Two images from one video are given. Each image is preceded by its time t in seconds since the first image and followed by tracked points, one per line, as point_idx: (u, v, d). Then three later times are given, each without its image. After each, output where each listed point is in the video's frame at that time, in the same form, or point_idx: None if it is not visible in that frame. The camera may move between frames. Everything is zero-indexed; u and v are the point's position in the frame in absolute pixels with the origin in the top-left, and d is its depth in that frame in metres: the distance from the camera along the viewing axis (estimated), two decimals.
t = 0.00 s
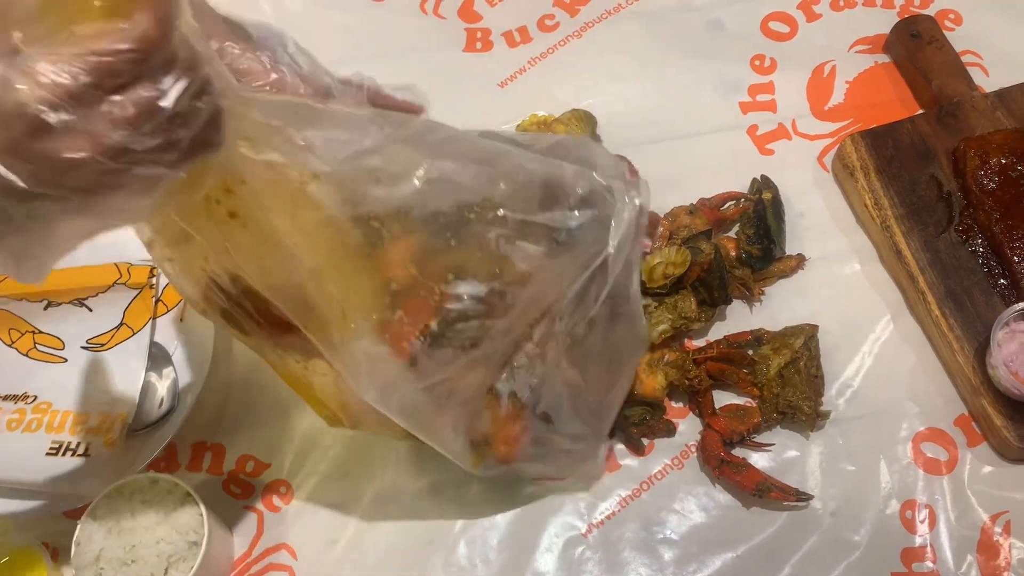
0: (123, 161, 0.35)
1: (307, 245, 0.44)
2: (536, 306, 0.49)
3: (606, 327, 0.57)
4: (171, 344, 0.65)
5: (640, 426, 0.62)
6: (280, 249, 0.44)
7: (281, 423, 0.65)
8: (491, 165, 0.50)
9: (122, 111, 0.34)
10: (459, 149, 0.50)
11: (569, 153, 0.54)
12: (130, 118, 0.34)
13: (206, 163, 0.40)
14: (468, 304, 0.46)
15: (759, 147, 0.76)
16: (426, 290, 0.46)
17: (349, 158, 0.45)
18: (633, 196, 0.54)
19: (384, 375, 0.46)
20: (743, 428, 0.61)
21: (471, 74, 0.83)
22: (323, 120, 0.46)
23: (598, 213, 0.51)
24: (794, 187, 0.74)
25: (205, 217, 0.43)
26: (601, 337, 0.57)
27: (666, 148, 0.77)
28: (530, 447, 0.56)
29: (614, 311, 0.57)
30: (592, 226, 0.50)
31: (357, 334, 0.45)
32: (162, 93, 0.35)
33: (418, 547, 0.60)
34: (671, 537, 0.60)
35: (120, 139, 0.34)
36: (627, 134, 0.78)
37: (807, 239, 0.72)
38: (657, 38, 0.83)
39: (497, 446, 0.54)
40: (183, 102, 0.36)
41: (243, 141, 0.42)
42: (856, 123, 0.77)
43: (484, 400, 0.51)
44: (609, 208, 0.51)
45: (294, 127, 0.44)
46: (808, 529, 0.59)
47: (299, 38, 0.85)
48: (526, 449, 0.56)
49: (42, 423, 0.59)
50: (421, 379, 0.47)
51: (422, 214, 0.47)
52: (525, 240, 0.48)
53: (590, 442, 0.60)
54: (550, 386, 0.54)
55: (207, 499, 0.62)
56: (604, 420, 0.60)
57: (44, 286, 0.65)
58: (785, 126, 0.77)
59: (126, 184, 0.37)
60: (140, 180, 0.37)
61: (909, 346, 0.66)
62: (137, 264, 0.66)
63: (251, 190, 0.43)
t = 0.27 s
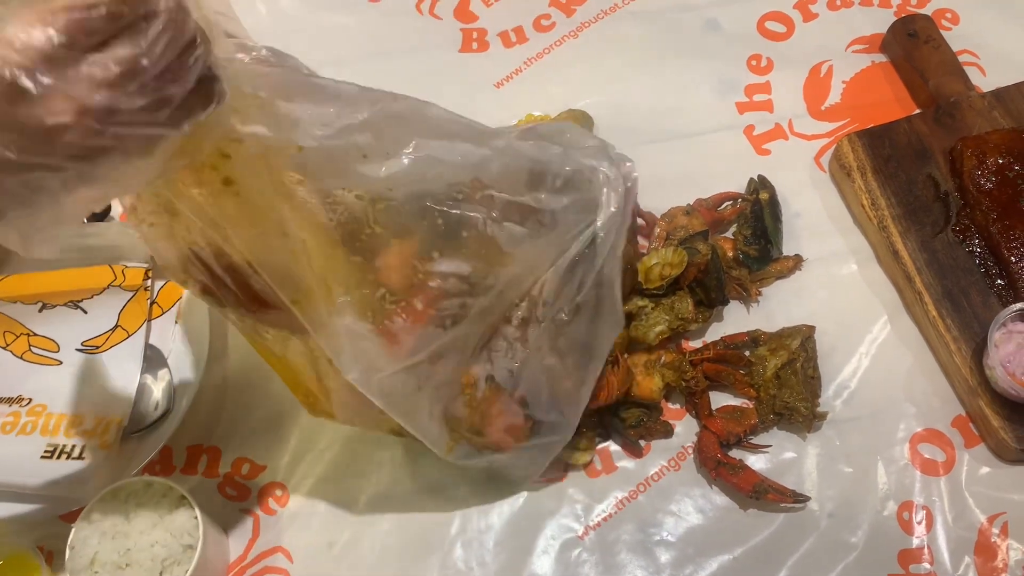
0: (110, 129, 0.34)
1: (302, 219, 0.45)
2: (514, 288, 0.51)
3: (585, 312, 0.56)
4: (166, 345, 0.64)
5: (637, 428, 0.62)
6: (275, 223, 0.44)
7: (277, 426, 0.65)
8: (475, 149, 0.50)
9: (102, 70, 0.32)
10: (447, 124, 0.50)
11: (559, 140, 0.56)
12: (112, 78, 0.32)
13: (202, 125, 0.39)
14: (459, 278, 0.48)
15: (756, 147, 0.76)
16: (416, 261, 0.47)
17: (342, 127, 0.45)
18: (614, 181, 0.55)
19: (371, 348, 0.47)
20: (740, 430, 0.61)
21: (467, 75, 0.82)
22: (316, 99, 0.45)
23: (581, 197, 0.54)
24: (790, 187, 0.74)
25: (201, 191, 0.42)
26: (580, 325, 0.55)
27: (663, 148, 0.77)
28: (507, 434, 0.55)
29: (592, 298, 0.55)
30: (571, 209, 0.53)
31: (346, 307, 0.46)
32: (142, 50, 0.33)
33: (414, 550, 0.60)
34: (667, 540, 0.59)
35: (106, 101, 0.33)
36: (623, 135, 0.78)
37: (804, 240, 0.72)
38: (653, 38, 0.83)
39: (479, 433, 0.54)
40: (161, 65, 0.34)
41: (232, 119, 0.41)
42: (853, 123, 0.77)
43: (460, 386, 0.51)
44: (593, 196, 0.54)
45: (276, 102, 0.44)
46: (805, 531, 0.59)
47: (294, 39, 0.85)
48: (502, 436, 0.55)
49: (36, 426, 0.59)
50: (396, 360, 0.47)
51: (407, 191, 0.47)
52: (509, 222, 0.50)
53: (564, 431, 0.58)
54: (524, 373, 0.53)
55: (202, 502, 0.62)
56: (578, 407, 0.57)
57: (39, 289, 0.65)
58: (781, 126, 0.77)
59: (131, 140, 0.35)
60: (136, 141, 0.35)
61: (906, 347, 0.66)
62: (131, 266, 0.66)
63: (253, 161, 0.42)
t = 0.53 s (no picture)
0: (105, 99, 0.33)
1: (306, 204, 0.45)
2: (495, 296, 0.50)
3: (569, 330, 0.52)
4: (165, 347, 0.64)
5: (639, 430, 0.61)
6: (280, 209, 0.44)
7: (275, 427, 0.64)
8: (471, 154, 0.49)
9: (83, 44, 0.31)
10: (450, 126, 0.49)
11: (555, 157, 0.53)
12: (100, 48, 0.31)
13: (207, 93, 0.38)
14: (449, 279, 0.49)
15: (757, 147, 0.76)
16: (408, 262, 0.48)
17: (341, 122, 0.46)
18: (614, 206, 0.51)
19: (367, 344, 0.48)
20: (741, 431, 0.60)
21: (467, 75, 0.82)
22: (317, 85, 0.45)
23: (576, 215, 0.52)
24: (792, 187, 0.74)
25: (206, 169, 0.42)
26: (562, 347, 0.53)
27: (663, 148, 0.77)
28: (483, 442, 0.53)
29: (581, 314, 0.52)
30: (563, 225, 0.51)
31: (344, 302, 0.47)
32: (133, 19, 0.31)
33: (414, 552, 0.60)
34: (669, 542, 0.59)
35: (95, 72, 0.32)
36: (624, 135, 0.78)
37: (805, 240, 0.71)
38: (654, 37, 0.82)
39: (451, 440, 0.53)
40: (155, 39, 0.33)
41: (235, 103, 0.41)
42: (854, 123, 0.77)
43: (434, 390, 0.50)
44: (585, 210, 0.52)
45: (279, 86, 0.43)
46: (807, 533, 0.59)
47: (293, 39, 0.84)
48: (475, 443, 0.53)
49: (34, 428, 0.59)
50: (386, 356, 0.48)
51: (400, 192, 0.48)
52: (495, 228, 0.50)
53: (542, 448, 0.56)
54: (502, 384, 0.51)
55: (201, 505, 0.61)
56: (557, 426, 0.55)
57: (36, 290, 0.64)
58: (782, 126, 0.77)
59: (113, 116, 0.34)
60: (135, 112, 0.35)
61: (908, 348, 0.66)
62: (129, 267, 0.65)
63: (262, 145, 0.42)
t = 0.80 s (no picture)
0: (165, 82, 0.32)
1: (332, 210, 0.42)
2: (495, 308, 0.49)
3: (566, 346, 0.54)
4: (164, 347, 0.65)
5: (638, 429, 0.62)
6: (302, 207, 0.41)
7: (275, 427, 0.65)
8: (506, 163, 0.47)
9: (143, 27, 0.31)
10: (483, 137, 0.46)
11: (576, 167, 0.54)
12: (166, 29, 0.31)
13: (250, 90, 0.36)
14: (460, 296, 0.47)
15: (755, 147, 0.76)
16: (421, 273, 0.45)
17: (372, 121, 0.41)
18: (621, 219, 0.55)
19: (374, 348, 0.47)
20: (739, 430, 0.61)
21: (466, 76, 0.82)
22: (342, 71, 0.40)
23: (582, 231, 0.52)
24: (790, 187, 0.74)
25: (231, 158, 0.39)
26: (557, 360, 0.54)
27: (663, 149, 0.77)
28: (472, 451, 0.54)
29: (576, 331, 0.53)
30: (574, 241, 0.51)
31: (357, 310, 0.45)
32: None
33: (413, 551, 0.60)
34: (669, 540, 0.59)
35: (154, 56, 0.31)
36: (623, 135, 0.78)
37: (803, 239, 0.72)
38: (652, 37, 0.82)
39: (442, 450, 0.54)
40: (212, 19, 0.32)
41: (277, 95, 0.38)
42: (852, 123, 0.77)
43: (426, 403, 0.50)
44: (591, 229, 0.52)
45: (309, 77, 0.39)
46: (805, 531, 0.59)
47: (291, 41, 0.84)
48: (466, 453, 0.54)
49: (35, 428, 0.59)
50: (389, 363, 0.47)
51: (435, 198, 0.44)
52: (506, 241, 0.47)
53: (530, 460, 0.57)
54: (494, 400, 0.51)
55: (202, 504, 0.62)
56: (545, 440, 0.57)
57: (36, 290, 0.64)
58: (780, 126, 0.77)
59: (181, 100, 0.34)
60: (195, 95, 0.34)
61: (906, 346, 0.66)
62: (129, 268, 0.65)
63: (294, 144, 0.39)
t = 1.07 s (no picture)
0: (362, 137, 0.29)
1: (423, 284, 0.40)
2: (487, 366, 0.48)
3: (557, 406, 0.52)
4: (162, 351, 0.64)
5: (637, 433, 0.61)
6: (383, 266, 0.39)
7: (274, 431, 0.64)
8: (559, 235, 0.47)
9: (372, 80, 0.27)
10: (526, 196, 0.43)
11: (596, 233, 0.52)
12: (381, 88, 0.28)
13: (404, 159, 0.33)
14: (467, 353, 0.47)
15: (755, 148, 0.76)
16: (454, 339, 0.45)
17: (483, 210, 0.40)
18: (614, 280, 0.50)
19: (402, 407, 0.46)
20: (740, 433, 0.60)
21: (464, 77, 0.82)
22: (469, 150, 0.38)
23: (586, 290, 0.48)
24: (790, 188, 0.74)
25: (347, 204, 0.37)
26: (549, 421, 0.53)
27: (662, 150, 0.76)
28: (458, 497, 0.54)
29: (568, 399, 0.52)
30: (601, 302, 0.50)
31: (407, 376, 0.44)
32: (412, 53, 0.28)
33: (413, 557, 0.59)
34: (669, 544, 0.59)
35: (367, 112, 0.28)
36: (622, 136, 0.78)
37: (804, 241, 0.71)
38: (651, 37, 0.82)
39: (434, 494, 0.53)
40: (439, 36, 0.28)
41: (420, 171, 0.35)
42: (852, 123, 0.77)
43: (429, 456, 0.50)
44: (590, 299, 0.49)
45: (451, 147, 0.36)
46: (807, 534, 0.59)
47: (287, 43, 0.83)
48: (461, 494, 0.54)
49: (32, 433, 0.58)
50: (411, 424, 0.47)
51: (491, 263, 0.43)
52: (526, 300, 0.46)
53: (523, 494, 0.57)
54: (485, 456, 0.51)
55: (200, 509, 0.61)
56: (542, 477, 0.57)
57: (35, 295, 0.63)
58: (780, 127, 0.77)
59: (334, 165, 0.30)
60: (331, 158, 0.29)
61: (907, 348, 0.66)
62: (127, 272, 0.65)
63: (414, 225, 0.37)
